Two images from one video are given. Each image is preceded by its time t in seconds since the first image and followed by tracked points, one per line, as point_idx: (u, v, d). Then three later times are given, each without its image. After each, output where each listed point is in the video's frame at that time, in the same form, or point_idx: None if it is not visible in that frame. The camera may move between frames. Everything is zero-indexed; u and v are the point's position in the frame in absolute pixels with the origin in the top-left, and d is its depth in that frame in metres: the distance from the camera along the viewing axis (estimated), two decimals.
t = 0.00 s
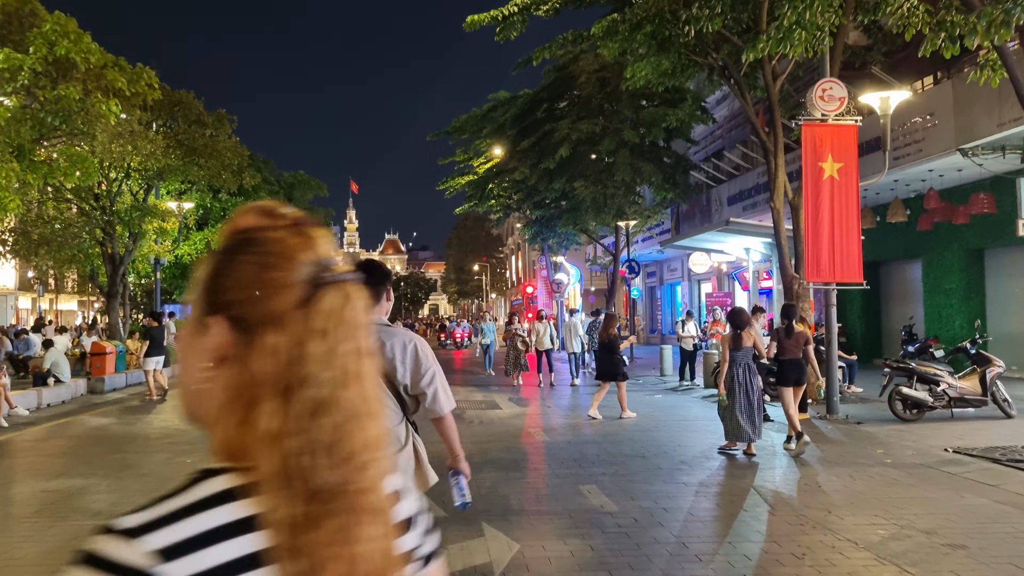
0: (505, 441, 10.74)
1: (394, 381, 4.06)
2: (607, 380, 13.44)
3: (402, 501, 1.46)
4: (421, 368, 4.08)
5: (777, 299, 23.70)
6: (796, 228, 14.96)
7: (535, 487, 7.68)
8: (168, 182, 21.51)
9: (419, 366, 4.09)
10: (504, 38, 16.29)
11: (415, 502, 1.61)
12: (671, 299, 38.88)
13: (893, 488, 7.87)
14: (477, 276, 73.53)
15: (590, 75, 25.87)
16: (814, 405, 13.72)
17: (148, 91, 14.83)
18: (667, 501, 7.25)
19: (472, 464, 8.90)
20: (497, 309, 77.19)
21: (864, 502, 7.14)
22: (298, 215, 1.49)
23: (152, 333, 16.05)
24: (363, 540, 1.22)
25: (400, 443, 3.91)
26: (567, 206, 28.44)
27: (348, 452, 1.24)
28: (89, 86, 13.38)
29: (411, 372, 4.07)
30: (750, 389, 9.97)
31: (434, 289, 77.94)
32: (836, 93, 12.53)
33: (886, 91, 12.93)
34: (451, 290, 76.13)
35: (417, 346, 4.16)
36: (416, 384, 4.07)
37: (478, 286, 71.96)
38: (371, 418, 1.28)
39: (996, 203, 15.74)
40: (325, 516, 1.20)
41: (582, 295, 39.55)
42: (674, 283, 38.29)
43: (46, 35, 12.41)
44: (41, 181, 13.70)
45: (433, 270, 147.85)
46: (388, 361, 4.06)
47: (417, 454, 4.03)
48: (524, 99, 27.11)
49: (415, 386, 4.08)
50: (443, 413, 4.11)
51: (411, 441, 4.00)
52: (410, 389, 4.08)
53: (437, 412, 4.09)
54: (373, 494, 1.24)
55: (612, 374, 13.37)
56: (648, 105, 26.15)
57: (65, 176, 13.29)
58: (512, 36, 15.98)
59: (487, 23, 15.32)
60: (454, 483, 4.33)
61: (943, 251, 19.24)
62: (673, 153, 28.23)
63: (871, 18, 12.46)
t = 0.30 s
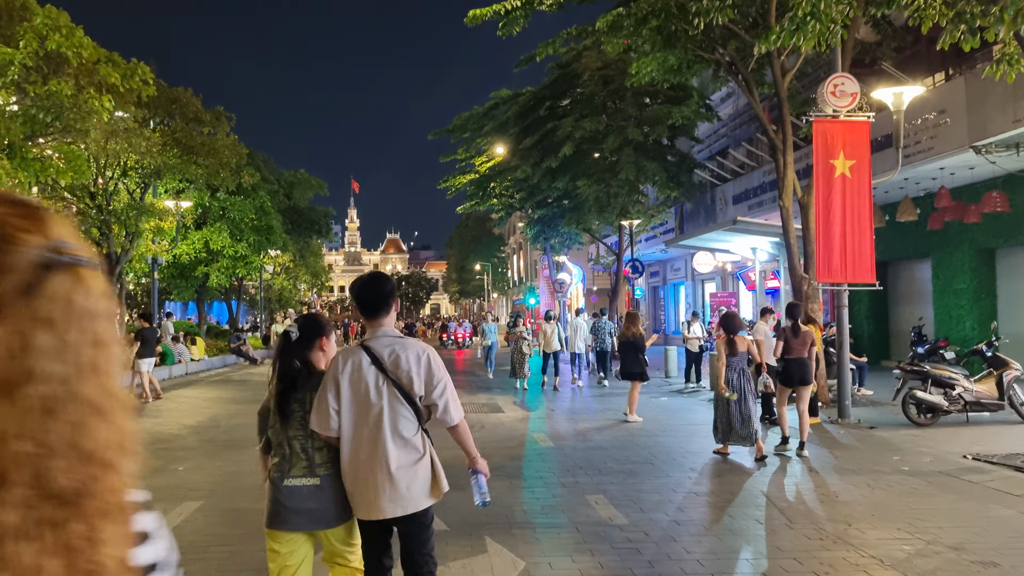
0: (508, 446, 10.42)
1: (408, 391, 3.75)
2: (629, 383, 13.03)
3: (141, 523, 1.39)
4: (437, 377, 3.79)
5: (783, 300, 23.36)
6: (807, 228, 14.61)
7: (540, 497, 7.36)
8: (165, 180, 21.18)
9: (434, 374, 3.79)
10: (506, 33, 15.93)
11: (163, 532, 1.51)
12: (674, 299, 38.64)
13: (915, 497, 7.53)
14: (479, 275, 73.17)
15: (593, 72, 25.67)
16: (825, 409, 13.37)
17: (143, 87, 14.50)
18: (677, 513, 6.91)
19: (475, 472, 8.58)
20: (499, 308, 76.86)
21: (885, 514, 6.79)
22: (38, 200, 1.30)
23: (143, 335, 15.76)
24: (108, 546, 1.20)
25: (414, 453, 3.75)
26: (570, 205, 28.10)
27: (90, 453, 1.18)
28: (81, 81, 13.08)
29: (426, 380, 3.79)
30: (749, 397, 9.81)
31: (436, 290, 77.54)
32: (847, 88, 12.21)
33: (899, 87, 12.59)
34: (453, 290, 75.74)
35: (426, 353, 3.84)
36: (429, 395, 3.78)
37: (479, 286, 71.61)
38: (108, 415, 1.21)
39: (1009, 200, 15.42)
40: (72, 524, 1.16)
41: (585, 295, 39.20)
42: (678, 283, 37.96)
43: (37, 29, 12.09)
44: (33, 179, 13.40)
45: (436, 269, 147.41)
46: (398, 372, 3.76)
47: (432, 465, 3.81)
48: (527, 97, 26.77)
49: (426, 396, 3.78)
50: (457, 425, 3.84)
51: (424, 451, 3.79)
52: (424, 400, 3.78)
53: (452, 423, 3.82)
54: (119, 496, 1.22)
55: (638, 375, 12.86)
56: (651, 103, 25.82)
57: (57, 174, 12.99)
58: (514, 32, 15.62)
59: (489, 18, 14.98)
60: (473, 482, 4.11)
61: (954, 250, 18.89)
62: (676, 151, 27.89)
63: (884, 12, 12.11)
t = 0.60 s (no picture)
0: (509, 447, 10.09)
1: (418, 377, 3.59)
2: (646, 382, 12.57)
3: None
4: (446, 365, 3.60)
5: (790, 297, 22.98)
6: (816, 222, 14.22)
7: (541, 501, 7.02)
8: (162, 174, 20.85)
9: (444, 362, 3.61)
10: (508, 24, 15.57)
11: None
12: (678, 297, 38.23)
13: (935, 501, 7.17)
14: (482, 273, 72.69)
15: (596, 67, 25.28)
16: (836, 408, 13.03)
17: (134, 77, 14.15)
18: (686, 519, 6.55)
19: (473, 474, 8.25)
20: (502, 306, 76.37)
21: (907, 520, 6.43)
22: None
23: (135, 331, 15.41)
24: None
25: (424, 441, 3.61)
26: (573, 201, 27.71)
27: None
28: (71, 70, 12.74)
29: (435, 368, 3.60)
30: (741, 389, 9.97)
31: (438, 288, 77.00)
32: (859, 78, 11.83)
33: (912, 77, 12.22)
34: (456, 288, 75.27)
35: (439, 343, 3.66)
36: (439, 384, 3.58)
37: (482, 283, 71.12)
38: None
39: (1023, 194, 15.03)
40: None
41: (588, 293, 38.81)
42: (682, 280, 37.59)
43: (24, 16, 11.74)
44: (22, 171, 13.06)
45: (438, 267, 146.91)
46: (410, 359, 3.59)
47: (441, 455, 3.65)
48: (529, 91, 26.40)
49: (434, 384, 3.58)
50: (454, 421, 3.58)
51: (435, 439, 3.64)
52: (433, 387, 3.58)
53: (448, 419, 3.57)
54: None
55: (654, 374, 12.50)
56: (655, 97, 25.43)
57: (47, 166, 12.65)
58: (516, 22, 15.27)
59: (491, 8, 14.63)
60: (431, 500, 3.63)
61: (965, 246, 18.51)
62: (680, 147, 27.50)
63: None
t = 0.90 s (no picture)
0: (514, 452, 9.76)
1: (452, 384, 3.41)
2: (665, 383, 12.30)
3: None
4: (483, 375, 3.42)
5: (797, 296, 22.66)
6: (829, 219, 13.87)
7: (549, 512, 6.68)
8: (161, 172, 20.53)
9: (480, 373, 3.42)
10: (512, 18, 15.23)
11: None
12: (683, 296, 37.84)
13: (963, 512, 6.82)
14: (485, 272, 72.26)
15: (600, 63, 24.93)
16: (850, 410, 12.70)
17: (130, 71, 13.79)
18: (703, 531, 6.21)
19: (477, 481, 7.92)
20: (505, 305, 75.97)
21: (936, 534, 6.08)
22: None
23: (130, 330, 15.10)
24: None
25: (453, 451, 3.44)
26: (577, 200, 27.36)
27: None
28: (63, 63, 12.39)
29: (471, 377, 3.42)
30: (742, 391, 9.65)
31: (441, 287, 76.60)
32: (875, 71, 11.46)
33: (929, 70, 11.87)
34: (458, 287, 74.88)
35: (478, 352, 3.47)
36: (472, 393, 3.41)
37: (484, 282, 70.73)
38: None
39: None
40: None
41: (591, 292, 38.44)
42: (686, 280, 37.28)
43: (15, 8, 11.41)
44: (13, 167, 12.72)
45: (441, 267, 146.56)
46: (444, 364, 3.41)
47: (471, 465, 3.48)
48: (532, 88, 26.04)
49: (468, 394, 3.41)
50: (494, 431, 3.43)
51: (465, 449, 3.47)
52: (466, 397, 3.41)
53: (489, 429, 3.40)
54: None
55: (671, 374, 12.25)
56: (660, 94, 25.06)
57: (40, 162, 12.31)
58: (520, 16, 14.92)
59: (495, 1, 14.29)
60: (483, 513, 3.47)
61: (978, 244, 18.15)
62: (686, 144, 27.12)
63: None
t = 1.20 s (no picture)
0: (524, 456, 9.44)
1: (487, 381, 3.52)
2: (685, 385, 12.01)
3: None
4: (517, 371, 3.54)
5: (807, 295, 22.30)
6: (844, 216, 13.50)
7: (564, 522, 6.34)
8: (161, 168, 20.20)
9: (514, 368, 3.54)
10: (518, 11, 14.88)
11: None
12: (689, 294, 37.47)
13: (1001, 522, 6.46)
14: (489, 271, 71.81)
15: (607, 59, 24.56)
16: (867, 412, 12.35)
17: (128, 64, 13.43)
18: (728, 543, 5.88)
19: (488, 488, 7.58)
20: (508, 305, 75.83)
21: (977, 548, 5.73)
22: None
23: (121, 330, 14.72)
24: None
25: (489, 445, 3.53)
26: (582, 197, 27.00)
27: None
28: (59, 55, 12.06)
29: (504, 373, 3.53)
30: (748, 390, 9.43)
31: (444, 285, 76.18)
32: (895, 63, 11.10)
33: (951, 62, 11.49)
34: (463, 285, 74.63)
35: (508, 346, 3.59)
36: (507, 388, 3.52)
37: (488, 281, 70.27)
38: None
39: None
40: None
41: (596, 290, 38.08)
42: (691, 279, 36.91)
43: None
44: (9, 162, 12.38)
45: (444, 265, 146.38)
46: (477, 361, 3.53)
47: (505, 457, 3.57)
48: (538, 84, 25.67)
49: (503, 389, 3.52)
50: (532, 423, 3.55)
51: (499, 443, 3.57)
52: (501, 391, 3.53)
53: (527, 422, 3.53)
54: None
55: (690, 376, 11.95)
56: (667, 90, 24.69)
57: (34, 156, 11.98)
58: (527, 9, 14.58)
59: None
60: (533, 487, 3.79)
61: (993, 243, 17.78)
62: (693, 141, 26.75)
63: None
